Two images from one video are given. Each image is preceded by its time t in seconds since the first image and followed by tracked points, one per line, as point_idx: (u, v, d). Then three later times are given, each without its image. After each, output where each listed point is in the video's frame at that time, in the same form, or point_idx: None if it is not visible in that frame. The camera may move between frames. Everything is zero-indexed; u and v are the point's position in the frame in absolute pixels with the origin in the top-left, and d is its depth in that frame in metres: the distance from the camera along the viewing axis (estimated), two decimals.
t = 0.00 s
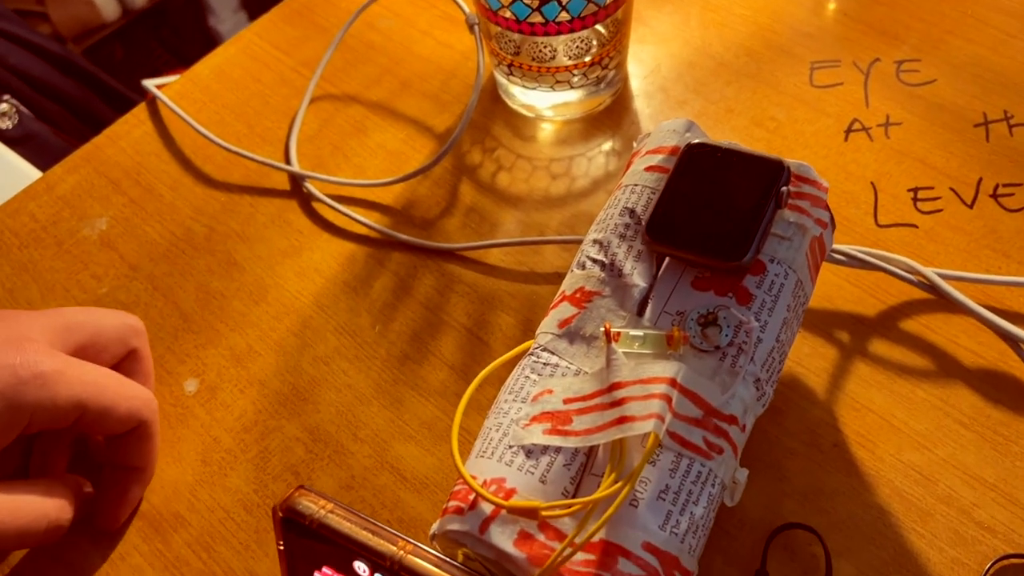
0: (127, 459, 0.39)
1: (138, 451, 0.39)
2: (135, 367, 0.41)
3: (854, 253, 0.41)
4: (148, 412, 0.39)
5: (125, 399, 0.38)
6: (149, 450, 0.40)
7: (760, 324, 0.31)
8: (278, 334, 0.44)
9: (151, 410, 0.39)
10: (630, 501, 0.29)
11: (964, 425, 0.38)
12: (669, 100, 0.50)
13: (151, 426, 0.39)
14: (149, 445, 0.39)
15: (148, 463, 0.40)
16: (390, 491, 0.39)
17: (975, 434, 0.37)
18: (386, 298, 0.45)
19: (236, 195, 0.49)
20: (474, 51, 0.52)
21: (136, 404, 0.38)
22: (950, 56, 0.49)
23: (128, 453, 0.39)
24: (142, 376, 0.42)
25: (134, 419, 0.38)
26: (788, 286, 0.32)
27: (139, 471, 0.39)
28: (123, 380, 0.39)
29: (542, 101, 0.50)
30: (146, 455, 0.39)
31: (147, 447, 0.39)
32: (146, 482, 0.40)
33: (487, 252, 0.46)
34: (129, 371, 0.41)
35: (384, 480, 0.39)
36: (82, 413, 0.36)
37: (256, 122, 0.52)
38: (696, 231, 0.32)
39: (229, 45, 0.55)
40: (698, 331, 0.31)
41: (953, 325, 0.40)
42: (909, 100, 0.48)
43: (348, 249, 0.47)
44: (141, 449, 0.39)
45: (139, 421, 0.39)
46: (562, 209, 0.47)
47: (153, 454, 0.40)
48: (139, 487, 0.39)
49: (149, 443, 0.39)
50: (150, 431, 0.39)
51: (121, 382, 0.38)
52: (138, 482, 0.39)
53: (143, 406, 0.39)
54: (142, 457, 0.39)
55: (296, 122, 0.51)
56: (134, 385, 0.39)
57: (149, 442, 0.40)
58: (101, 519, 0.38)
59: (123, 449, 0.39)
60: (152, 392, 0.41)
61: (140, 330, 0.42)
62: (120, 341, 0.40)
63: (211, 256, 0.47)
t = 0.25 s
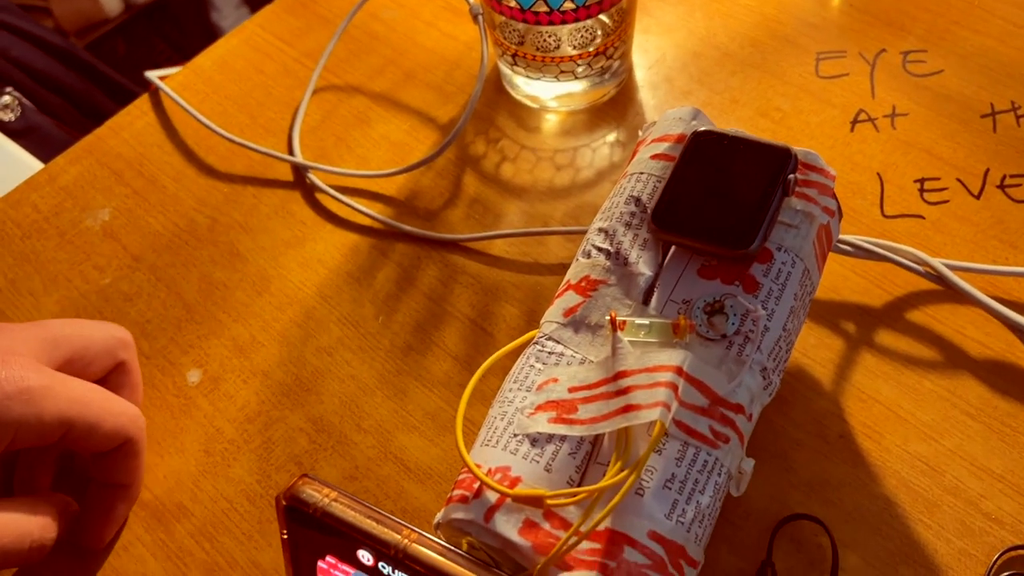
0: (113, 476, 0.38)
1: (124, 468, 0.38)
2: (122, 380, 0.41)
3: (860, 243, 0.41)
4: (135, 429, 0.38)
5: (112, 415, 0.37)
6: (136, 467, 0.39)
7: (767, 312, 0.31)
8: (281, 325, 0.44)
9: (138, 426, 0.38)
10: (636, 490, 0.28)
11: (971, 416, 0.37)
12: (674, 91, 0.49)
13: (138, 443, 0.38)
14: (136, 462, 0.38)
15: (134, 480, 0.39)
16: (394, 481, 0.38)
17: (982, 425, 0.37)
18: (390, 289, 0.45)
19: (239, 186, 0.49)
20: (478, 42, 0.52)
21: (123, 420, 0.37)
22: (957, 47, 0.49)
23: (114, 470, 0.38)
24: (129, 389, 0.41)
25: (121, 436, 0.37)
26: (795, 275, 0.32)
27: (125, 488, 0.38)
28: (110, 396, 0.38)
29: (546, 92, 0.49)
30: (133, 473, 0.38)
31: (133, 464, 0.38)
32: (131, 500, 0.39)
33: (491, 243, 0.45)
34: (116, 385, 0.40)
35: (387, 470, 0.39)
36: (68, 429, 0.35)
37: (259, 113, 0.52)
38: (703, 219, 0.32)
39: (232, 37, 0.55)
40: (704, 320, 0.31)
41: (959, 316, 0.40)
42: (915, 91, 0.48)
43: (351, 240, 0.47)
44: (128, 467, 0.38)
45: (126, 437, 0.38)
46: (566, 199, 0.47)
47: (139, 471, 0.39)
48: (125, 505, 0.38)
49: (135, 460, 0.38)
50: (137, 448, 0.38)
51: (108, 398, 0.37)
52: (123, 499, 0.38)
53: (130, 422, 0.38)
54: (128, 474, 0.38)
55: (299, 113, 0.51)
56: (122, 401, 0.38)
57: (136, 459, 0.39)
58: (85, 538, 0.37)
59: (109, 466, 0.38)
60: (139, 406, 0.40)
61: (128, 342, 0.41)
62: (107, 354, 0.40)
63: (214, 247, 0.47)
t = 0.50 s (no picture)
0: (127, 464, 0.38)
1: (138, 456, 0.38)
2: (136, 369, 0.41)
3: (867, 233, 0.40)
4: (151, 416, 0.39)
5: (129, 401, 0.37)
6: (151, 456, 0.39)
7: (772, 301, 0.31)
8: (284, 316, 0.44)
9: (155, 414, 0.39)
10: (641, 480, 0.28)
11: (977, 406, 0.37)
12: (678, 80, 0.49)
13: (154, 431, 0.39)
14: (151, 450, 0.39)
15: (148, 469, 0.39)
16: (397, 472, 0.38)
17: (988, 415, 0.37)
18: (393, 280, 0.44)
19: (241, 177, 0.49)
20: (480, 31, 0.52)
21: (141, 407, 0.38)
22: (963, 34, 0.48)
23: (129, 457, 0.38)
24: (141, 379, 0.41)
25: (138, 423, 0.38)
26: (801, 264, 0.32)
27: (138, 476, 0.39)
28: (127, 383, 0.38)
29: (549, 81, 0.49)
30: (147, 461, 0.39)
31: (148, 452, 0.39)
32: (143, 488, 0.39)
33: (494, 233, 0.45)
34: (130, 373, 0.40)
35: (391, 461, 0.39)
36: (87, 413, 0.36)
37: (260, 104, 0.52)
38: (708, 208, 0.32)
39: (234, 27, 0.55)
40: (709, 309, 0.30)
41: (965, 305, 0.40)
42: (922, 79, 0.47)
43: (354, 231, 0.46)
44: (143, 455, 0.38)
45: (142, 424, 0.38)
46: (570, 189, 0.46)
47: (153, 459, 0.39)
48: (137, 493, 0.38)
49: (150, 449, 0.39)
50: (152, 436, 0.39)
51: (126, 384, 0.38)
52: (136, 487, 0.38)
53: (147, 409, 0.38)
54: (142, 462, 0.38)
55: (301, 104, 0.51)
56: (138, 388, 0.39)
57: (151, 447, 0.39)
58: (96, 524, 0.38)
59: (124, 453, 0.38)
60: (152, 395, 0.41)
61: (144, 331, 0.41)
62: (124, 341, 0.40)
63: (217, 238, 0.47)
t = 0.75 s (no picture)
0: (129, 455, 0.38)
1: (141, 448, 0.38)
2: (141, 360, 0.41)
3: (871, 224, 0.40)
4: (155, 408, 0.38)
5: (134, 393, 0.37)
6: (153, 448, 0.39)
7: (777, 291, 0.31)
8: (286, 310, 0.44)
9: (159, 407, 0.39)
10: (646, 469, 0.28)
11: (982, 397, 0.37)
12: (682, 72, 0.49)
13: (157, 423, 0.39)
14: (154, 443, 0.39)
15: (151, 461, 0.39)
16: (401, 465, 0.38)
17: (993, 406, 0.37)
18: (395, 273, 0.44)
19: (242, 171, 0.49)
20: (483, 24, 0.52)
21: (145, 398, 0.38)
22: (968, 26, 0.48)
23: (131, 449, 0.38)
24: (146, 370, 0.41)
25: (141, 415, 0.38)
26: (805, 253, 0.32)
27: (140, 468, 0.38)
28: (133, 374, 0.38)
29: (552, 74, 0.49)
30: (149, 453, 0.39)
31: (151, 445, 0.38)
32: (145, 480, 0.39)
33: (497, 227, 0.45)
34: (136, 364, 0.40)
35: (394, 454, 0.39)
36: (91, 402, 0.36)
37: (261, 97, 0.52)
38: (711, 198, 0.31)
39: (235, 20, 0.55)
40: (713, 300, 0.30)
41: (970, 297, 0.40)
42: (926, 70, 0.47)
43: (356, 224, 0.46)
44: (145, 446, 0.38)
45: (145, 416, 0.38)
46: (573, 182, 0.46)
47: (156, 452, 0.39)
48: (139, 485, 0.38)
49: (153, 441, 0.39)
50: (155, 428, 0.39)
51: (131, 375, 0.38)
52: (138, 479, 0.38)
53: (152, 401, 0.38)
54: (145, 454, 0.38)
55: (302, 97, 0.51)
56: (143, 380, 0.39)
57: (154, 439, 0.39)
58: (98, 515, 0.37)
59: (127, 445, 0.38)
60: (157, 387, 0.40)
61: (150, 324, 0.41)
62: (130, 333, 0.40)
63: (218, 231, 0.47)
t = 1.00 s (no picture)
0: (127, 449, 0.38)
1: (139, 441, 0.38)
2: (136, 354, 0.40)
3: (877, 216, 0.40)
4: (152, 401, 0.38)
5: (131, 386, 0.37)
6: (151, 442, 0.38)
7: (782, 281, 0.30)
8: (286, 304, 0.43)
9: (156, 400, 0.38)
10: (650, 459, 0.28)
11: (989, 390, 0.37)
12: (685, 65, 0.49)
13: (155, 417, 0.38)
14: (151, 436, 0.38)
15: (149, 454, 0.38)
16: (402, 459, 0.38)
17: (1000, 399, 0.36)
18: (396, 267, 0.44)
19: (242, 164, 0.49)
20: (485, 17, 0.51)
21: (142, 392, 0.37)
22: (974, 17, 0.48)
23: (129, 443, 0.38)
24: (141, 364, 0.41)
25: (138, 408, 0.37)
26: (810, 243, 0.31)
27: (138, 462, 0.38)
28: (129, 367, 0.38)
29: (554, 67, 0.49)
30: (147, 447, 0.38)
31: (148, 439, 0.38)
32: (144, 474, 0.38)
33: (499, 220, 0.45)
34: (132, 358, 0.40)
35: (396, 448, 0.38)
36: (86, 396, 0.35)
37: (261, 91, 0.52)
38: (715, 187, 0.31)
39: (233, 13, 0.55)
40: (718, 289, 0.30)
41: (977, 289, 0.39)
42: (932, 62, 0.47)
43: (356, 218, 0.46)
44: (143, 440, 0.38)
45: (142, 410, 0.38)
46: (575, 175, 0.46)
47: (154, 445, 0.39)
48: (137, 478, 0.38)
49: (150, 434, 0.38)
50: (152, 422, 0.38)
51: (127, 369, 0.37)
52: (136, 473, 0.38)
53: (149, 395, 0.38)
54: (142, 448, 0.38)
55: (302, 90, 0.51)
56: (140, 374, 0.38)
57: (152, 433, 0.38)
58: (96, 511, 0.37)
59: (124, 439, 0.38)
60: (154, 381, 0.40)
61: (145, 317, 0.41)
62: (125, 326, 0.40)
63: (218, 225, 0.47)
